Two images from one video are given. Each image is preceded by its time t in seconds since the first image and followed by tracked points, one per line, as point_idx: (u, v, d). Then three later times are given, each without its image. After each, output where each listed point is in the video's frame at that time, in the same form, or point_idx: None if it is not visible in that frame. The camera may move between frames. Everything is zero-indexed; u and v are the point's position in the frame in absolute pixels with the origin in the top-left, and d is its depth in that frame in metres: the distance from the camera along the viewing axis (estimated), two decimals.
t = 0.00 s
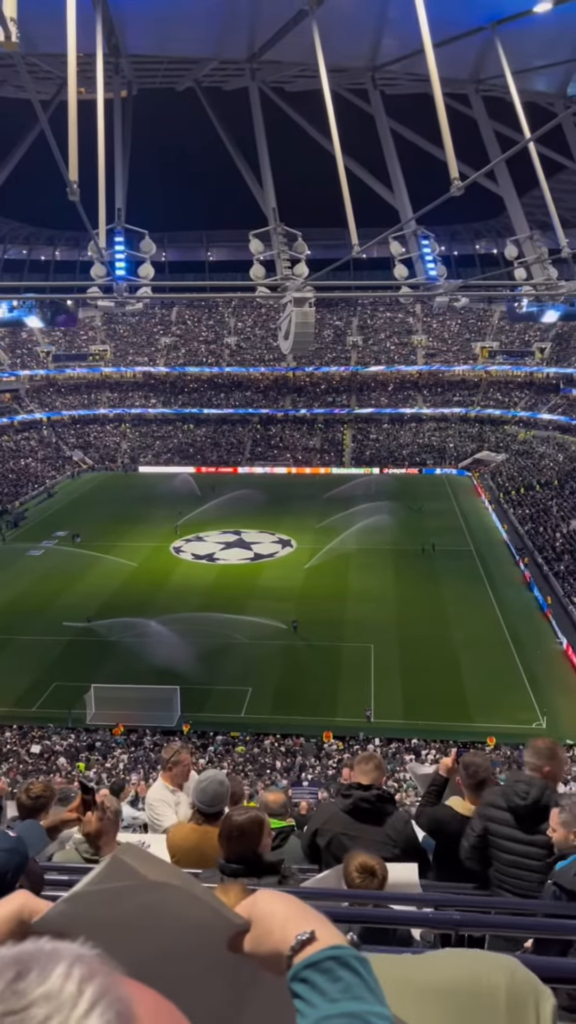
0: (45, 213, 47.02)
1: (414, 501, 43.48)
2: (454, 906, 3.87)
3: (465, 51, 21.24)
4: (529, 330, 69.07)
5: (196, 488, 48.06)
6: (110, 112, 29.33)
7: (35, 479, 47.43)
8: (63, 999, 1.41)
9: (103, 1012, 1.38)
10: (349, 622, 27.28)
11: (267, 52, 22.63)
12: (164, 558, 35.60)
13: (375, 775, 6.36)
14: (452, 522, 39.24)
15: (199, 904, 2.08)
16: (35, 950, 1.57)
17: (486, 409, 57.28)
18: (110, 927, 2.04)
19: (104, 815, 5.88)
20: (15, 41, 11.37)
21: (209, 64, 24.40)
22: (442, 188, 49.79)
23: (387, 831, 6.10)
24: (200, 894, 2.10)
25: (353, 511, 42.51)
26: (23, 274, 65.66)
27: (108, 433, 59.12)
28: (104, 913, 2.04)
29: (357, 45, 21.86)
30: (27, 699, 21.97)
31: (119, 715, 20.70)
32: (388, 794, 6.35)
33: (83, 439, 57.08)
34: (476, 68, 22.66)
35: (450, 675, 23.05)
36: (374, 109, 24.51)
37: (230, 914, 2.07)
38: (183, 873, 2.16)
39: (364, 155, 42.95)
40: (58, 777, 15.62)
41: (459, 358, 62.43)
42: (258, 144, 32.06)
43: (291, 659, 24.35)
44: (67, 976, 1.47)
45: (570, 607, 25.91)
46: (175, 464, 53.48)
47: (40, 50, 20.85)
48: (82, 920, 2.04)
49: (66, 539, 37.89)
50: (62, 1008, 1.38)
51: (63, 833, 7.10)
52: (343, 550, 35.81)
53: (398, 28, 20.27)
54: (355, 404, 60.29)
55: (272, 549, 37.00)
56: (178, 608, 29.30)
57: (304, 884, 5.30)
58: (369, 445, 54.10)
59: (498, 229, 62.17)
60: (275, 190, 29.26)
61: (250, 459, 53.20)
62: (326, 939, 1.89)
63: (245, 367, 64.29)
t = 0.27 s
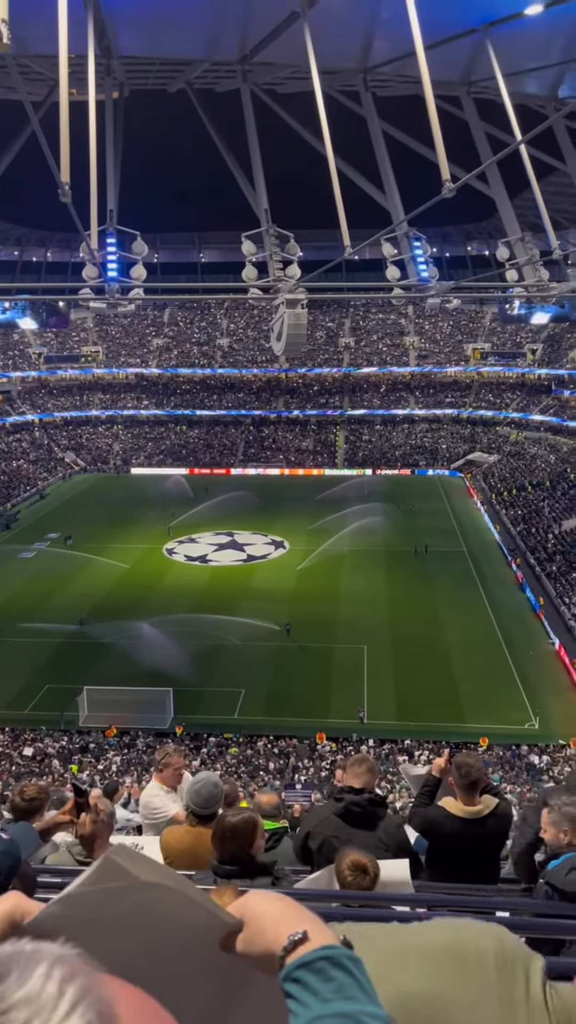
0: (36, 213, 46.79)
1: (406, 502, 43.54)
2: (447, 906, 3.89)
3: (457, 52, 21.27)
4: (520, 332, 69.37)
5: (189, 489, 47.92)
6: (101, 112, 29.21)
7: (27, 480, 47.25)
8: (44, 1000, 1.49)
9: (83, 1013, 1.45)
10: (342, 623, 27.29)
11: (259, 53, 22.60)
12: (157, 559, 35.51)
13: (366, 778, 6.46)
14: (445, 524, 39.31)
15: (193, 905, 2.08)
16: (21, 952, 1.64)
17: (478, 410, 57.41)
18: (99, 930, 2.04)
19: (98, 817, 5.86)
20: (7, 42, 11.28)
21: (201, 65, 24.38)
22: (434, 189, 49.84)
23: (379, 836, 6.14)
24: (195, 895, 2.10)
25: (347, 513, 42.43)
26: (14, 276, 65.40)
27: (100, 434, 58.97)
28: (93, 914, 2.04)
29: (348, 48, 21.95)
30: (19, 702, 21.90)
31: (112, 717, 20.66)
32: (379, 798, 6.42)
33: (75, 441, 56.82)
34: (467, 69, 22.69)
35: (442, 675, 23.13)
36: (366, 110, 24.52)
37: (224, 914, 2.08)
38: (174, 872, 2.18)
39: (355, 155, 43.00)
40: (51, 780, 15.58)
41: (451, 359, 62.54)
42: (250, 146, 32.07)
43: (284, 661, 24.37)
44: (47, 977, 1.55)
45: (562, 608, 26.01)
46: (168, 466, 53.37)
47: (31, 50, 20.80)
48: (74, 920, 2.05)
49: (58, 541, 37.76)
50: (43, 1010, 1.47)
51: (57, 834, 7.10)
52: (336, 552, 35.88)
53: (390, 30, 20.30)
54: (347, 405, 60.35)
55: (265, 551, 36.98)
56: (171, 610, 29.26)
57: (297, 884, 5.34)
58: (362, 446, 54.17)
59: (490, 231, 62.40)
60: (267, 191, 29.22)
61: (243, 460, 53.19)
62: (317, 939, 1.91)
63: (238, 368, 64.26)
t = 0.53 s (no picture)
0: (32, 215, 46.75)
1: (402, 504, 43.52)
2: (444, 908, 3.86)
3: (452, 55, 21.33)
4: (515, 333, 69.48)
5: (185, 491, 47.87)
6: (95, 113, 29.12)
7: (22, 482, 47.08)
8: (27, 997, 1.45)
9: (65, 1003, 1.43)
10: (337, 624, 27.31)
11: (253, 55, 22.62)
12: (152, 561, 35.39)
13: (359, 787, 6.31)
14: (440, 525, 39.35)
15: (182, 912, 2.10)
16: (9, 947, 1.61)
17: (473, 412, 57.57)
18: (95, 944, 2.05)
19: (93, 819, 5.86)
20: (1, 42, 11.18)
21: (196, 67, 24.34)
22: (429, 191, 49.99)
23: (378, 843, 6.12)
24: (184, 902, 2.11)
25: (342, 514, 42.44)
26: (8, 277, 65.24)
27: (95, 436, 58.82)
28: (86, 923, 2.06)
29: (342, 49, 21.97)
30: (14, 704, 21.84)
31: (107, 720, 20.61)
32: (373, 805, 6.38)
33: (71, 443, 56.71)
34: (462, 71, 22.77)
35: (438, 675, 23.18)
36: (361, 112, 24.55)
37: (213, 921, 2.10)
38: (164, 881, 2.21)
39: (350, 157, 42.99)
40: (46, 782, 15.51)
41: (446, 361, 62.66)
42: (245, 147, 32.04)
43: (280, 662, 24.38)
44: (29, 969, 1.52)
45: (557, 609, 26.02)
46: (163, 468, 53.24)
47: (24, 51, 20.74)
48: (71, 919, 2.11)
49: (53, 543, 37.63)
50: (25, 1004, 1.43)
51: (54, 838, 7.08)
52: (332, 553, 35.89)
53: (384, 31, 20.33)
54: (342, 407, 60.32)
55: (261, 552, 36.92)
56: (167, 611, 29.21)
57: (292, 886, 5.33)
58: (357, 447, 54.12)
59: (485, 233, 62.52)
60: (261, 193, 29.14)
61: (238, 462, 53.12)
62: (308, 943, 1.91)
63: (233, 370, 64.18)
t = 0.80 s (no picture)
0: (30, 215, 46.76)
1: (401, 505, 43.52)
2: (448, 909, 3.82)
3: (450, 56, 21.37)
4: (514, 335, 69.55)
5: (184, 492, 47.90)
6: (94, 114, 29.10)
7: (21, 483, 47.04)
8: (26, 985, 1.46)
9: (66, 990, 1.45)
10: (336, 626, 27.31)
11: (252, 56, 22.65)
12: (151, 563, 35.35)
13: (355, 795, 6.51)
14: (439, 526, 39.39)
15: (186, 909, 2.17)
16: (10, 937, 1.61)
17: (472, 413, 57.66)
18: (100, 944, 2.05)
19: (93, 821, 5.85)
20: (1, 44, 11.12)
21: (195, 67, 24.38)
22: (428, 192, 50.08)
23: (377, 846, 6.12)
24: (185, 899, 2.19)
25: (341, 515, 42.45)
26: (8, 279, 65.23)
27: (94, 437, 58.77)
28: (95, 917, 2.11)
29: (341, 50, 22.01)
30: (13, 706, 21.81)
31: (106, 722, 20.58)
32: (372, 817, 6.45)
33: (69, 444, 56.69)
34: (460, 73, 22.83)
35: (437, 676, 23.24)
36: (360, 114, 24.57)
37: (215, 922, 2.11)
38: (170, 881, 2.26)
39: (349, 159, 43.07)
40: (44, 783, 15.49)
41: (445, 362, 62.76)
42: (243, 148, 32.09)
43: (279, 663, 24.40)
44: (30, 957, 1.53)
45: (556, 611, 26.02)
46: (162, 469, 53.22)
47: (24, 52, 20.78)
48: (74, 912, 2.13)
49: (52, 544, 37.60)
50: (26, 990, 1.44)
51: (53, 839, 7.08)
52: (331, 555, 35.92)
53: (383, 33, 20.36)
54: (341, 408, 60.30)
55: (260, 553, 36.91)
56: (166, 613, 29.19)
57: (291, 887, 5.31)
58: (356, 448, 54.15)
59: (484, 235, 62.61)
60: (260, 195, 29.15)
61: (237, 463, 53.11)
62: (310, 943, 1.92)
63: (232, 371, 64.17)
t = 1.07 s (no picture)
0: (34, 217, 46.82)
1: (403, 507, 43.43)
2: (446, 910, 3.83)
3: (453, 58, 21.36)
4: (517, 336, 69.48)
5: (187, 492, 47.96)
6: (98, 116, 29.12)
7: (24, 484, 47.13)
8: (16, 984, 1.46)
9: (57, 987, 1.47)
10: (339, 627, 27.24)
11: (255, 58, 22.65)
12: (155, 564, 35.30)
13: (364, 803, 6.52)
14: (442, 528, 39.30)
15: (190, 913, 2.05)
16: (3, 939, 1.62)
17: (475, 415, 57.59)
18: (95, 947, 2.02)
19: (94, 824, 5.84)
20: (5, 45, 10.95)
21: (199, 70, 24.47)
22: (432, 193, 50.02)
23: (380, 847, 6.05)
24: (190, 902, 2.06)
25: (344, 517, 42.40)
26: (11, 280, 65.28)
27: (97, 438, 58.80)
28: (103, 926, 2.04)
29: (345, 52, 22.01)
30: (15, 707, 21.81)
31: (108, 722, 20.55)
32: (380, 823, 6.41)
33: (73, 445, 56.74)
34: (464, 74, 22.81)
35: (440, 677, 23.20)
36: (363, 115, 24.55)
37: (219, 925, 2.06)
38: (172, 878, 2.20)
39: (353, 160, 43.07)
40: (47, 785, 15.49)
41: (448, 363, 62.73)
42: (246, 150, 32.07)
43: (282, 664, 24.36)
44: (22, 959, 1.53)
45: (559, 613, 25.90)
46: (166, 470, 53.23)
47: (28, 55, 20.88)
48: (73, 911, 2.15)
49: (55, 545, 37.61)
50: (18, 992, 1.44)
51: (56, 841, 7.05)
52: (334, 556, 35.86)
53: (387, 34, 20.37)
54: (344, 409, 60.22)
55: (263, 555, 36.77)
56: (168, 614, 29.17)
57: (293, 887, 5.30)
58: (359, 450, 54.15)
59: (488, 236, 62.52)
60: (263, 197, 29.21)
61: (240, 465, 53.14)
62: (311, 945, 1.89)
63: (235, 373, 64.21)
